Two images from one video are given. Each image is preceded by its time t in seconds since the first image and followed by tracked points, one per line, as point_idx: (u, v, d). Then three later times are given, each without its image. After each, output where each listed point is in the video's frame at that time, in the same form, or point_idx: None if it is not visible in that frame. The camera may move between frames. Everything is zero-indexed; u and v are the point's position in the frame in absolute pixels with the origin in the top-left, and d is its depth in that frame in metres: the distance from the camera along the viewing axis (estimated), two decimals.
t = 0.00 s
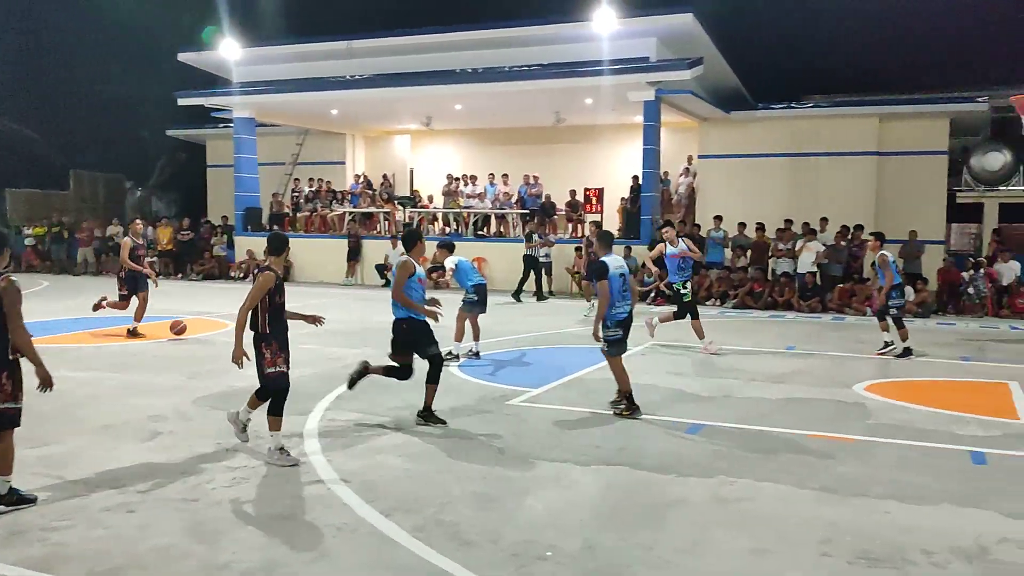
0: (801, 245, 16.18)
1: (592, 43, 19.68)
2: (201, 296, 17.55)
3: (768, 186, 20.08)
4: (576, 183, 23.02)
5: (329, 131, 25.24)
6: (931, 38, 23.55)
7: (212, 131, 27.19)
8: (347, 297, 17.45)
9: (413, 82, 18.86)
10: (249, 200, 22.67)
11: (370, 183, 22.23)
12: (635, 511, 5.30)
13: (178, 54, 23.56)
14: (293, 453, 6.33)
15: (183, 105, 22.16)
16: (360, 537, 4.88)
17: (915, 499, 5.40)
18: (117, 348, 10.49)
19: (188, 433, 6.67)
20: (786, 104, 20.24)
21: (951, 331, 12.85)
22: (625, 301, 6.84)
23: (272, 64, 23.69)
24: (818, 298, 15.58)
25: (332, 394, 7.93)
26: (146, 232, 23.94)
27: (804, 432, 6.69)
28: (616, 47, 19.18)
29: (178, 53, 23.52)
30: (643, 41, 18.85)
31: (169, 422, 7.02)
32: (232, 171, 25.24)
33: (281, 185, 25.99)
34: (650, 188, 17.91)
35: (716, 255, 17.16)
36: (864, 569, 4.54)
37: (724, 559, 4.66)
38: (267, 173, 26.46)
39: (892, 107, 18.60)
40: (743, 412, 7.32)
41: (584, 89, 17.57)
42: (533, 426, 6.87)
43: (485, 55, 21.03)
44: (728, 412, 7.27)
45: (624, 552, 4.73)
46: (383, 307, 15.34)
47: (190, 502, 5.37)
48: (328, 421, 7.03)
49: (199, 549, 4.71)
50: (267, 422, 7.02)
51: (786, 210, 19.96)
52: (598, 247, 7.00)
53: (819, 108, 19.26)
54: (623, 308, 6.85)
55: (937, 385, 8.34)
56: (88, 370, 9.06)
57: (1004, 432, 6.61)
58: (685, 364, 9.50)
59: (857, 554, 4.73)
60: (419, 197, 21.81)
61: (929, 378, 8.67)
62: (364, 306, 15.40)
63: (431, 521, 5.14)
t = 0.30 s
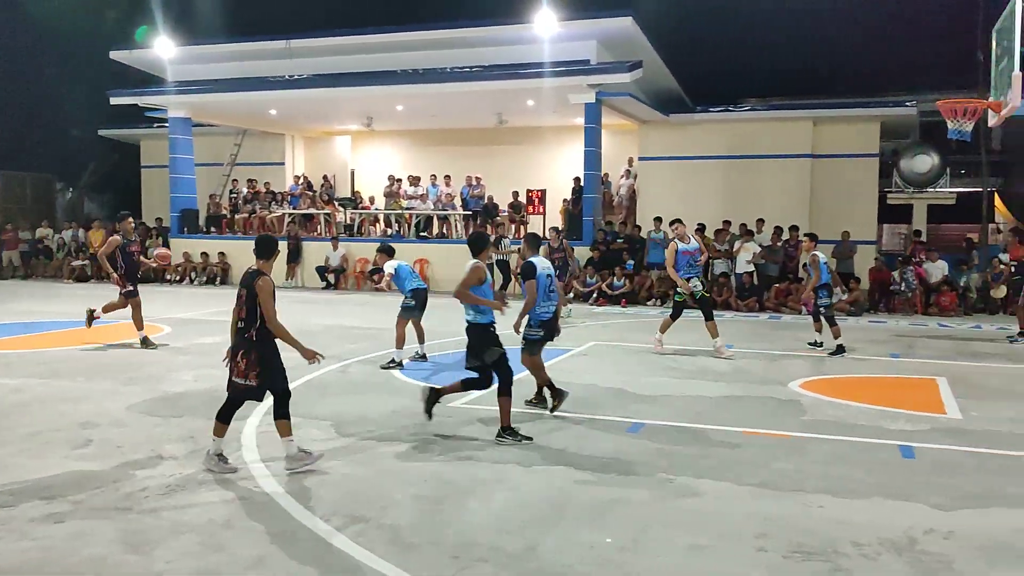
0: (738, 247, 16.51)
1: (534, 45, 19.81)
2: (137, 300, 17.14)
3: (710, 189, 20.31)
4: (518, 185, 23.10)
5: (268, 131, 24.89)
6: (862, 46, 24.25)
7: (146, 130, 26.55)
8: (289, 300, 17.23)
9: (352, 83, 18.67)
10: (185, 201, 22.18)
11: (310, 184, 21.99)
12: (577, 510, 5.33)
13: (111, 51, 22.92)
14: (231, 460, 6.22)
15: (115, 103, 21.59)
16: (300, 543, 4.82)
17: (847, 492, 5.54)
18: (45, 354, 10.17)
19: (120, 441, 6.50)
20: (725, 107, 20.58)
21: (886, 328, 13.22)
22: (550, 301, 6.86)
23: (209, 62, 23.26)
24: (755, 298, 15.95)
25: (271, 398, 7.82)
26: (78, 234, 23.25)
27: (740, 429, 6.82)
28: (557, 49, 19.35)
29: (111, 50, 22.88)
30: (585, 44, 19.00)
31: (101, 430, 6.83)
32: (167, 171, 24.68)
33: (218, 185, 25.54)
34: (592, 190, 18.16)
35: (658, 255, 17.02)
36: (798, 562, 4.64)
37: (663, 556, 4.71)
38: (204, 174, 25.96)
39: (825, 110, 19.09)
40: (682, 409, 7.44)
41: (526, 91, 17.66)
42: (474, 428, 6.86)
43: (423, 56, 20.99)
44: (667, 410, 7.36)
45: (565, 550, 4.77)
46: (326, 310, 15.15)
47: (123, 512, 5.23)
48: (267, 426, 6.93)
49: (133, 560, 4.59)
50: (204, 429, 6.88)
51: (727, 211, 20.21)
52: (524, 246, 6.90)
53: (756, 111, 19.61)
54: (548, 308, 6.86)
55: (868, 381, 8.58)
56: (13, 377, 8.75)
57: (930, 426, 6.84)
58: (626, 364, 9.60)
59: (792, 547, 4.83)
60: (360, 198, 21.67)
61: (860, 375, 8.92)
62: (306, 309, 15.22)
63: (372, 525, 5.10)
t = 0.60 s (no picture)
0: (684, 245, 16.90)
1: (481, 44, 19.76)
2: (78, 302, 16.76)
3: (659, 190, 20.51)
4: (465, 185, 23.14)
5: (210, 130, 24.55)
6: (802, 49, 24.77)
7: (84, 128, 25.95)
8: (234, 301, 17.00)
9: (294, 80, 18.47)
10: (124, 200, 21.76)
11: (254, 183, 21.78)
12: (524, 509, 5.34)
13: (46, 47, 22.33)
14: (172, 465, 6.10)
15: (50, 100, 21.04)
16: (242, 548, 4.74)
17: (789, 487, 5.64)
18: None
19: (56, 448, 6.32)
20: (671, 109, 20.84)
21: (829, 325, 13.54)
22: (481, 301, 6.92)
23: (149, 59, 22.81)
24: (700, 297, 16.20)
25: (214, 402, 7.70)
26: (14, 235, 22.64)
27: (685, 426, 6.91)
28: (504, 49, 19.37)
29: (46, 45, 22.28)
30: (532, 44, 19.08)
31: (36, 436, 6.63)
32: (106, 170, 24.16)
33: (159, 185, 25.12)
34: (540, 191, 18.01)
35: (605, 256, 17.89)
36: (741, 557, 4.70)
37: (608, 553, 4.74)
38: (144, 173, 25.49)
39: (767, 112, 19.44)
40: (628, 407, 7.52)
41: (472, 91, 17.67)
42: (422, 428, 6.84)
43: (364, 54, 20.89)
44: (614, 408, 7.43)
45: (511, 549, 4.77)
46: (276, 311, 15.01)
47: (58, 520, 5.09)
48: (209, 430, 6.82)
49: (67, 568, 4.47)
50: (144, 434, 6.74)
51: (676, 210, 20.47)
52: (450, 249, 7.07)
53: (701, 113, 19.86)
54: (479, 308, 6.94)
55: (810, 377, 8.77)
56: None
57: (869, 420, 7.01)
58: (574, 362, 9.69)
59: (734, 542, 4.90)
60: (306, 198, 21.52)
61: (801, 371, 9.13)
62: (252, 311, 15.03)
63: (316, 528, 5.04)
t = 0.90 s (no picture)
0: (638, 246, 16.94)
1: (434, 44, 19.73)
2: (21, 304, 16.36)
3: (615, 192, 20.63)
4: (418, 186, 23.08)
5: (158, 128, 24.19)
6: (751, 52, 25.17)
7: (26, 127, 25.35)
8: (184, 303, 16.74)
9: (242, 79, 18.24)
10: (69, 200, 21.32)
11: (203, 183, 21.51)
12: (476, 510, 5.34)
13: None
14: (117, 471, 5.98)
15: None
16: (189, 554, 4.65)
17: (738, 483, 5.72)
18: None
19: None
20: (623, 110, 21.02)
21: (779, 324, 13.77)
22: (422, 299, 6.89)
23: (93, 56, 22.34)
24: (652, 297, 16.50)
25: (160, 405, 7.57)
26: None
27: (636, 425, 6.97)
28: (457, 49, 19.38)
29: None
30: (485, 44, 19.10)
31: None
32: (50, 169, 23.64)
33: (105, 184, 24.67)
34: (493, 190, 18.16)
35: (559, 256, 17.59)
36: (691, 554, 4.75)
37: (560, 552, 4.75)
38: (90, 172, 25.01)
39: (717, 113, 19.75)
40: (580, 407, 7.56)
41: (425, 90, 17.66)
42: (374, 430, 6.81)
43: (314, 53, 20.73)
44: (567, 408, 7.47)
45: (463, 550, 4.76)
46: (230, 313, 14.82)
47: None
48: (156, 434, 6.70)
49: None
50: (88, 439, 6.59)
51: (632, 211, 20.62)
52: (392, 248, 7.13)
53: (654, 114, 20.04)
54: (420, 306, 6.91)
55: (758, 376, 8.92)
56: None
57: (815, 417, 7.14)
58: (528, 362, 9.73)
59: (685, 539, 4.95)
60: (257, 198, 21.33)
61: (750, 369, 9.28)
62: (203, 313, 14.81)
63: (265, 533, 4.97)
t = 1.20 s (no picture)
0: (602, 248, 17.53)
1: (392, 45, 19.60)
2: None
3: (577, 193, 20.72)
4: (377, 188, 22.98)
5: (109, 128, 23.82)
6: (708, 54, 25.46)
7: None
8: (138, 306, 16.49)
9: (194, 78, 18.03)
10: (16, 201, 20.89)
11: (156, 184, 21.21)
12: (435, 512, 5.32)
13: None
14: (67, 478, 5.86)
15: None
16: (141, 561, 4.58)
17: (694, 482, 5.78)
18: None
19: None
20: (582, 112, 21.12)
21: (737, 324, 13.95)
22: (378, 301, 6.90)
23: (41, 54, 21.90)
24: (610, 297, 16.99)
25: (113, 410, 7.45)
26: None
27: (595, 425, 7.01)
28: (416, 50, 19.28)
29: None
30: (443, 45, 19.05)
31: None
32: None
33: (55, 185, 24.23)
34: (452, 192, 18.30)
35: (518, 257, 17.84)
36: (649, 552, 4.77)
37: (518, 553, 4.75)
38: (39, 172, 24.54)
39: (674, 115, 19.95)
40: (539, 408, 7.59)
41: (383, 91, 17.60)
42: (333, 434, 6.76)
43: (267, 52, 20.52)
44: (528, 409, 7.50)
45: (419, 551, 4.75)
46: (188, 316, 14.63)
47: None
48: (108, 440, 6.59)
49: None
50: (37, 446, 6.45)
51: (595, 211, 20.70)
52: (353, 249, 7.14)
53: (613, 116, 20.19)
54: (376, 309, 6.94)
55: (716, 374, 9.02)
56: None
57: (771, 415, 7.25)
58: (489, 363, 9.76)
59: (643, 538, 4.97)
60: (212, 200, 21.10)
61: (707, 369, 9.40)
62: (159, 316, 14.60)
63: (220, 538, 4.90)
